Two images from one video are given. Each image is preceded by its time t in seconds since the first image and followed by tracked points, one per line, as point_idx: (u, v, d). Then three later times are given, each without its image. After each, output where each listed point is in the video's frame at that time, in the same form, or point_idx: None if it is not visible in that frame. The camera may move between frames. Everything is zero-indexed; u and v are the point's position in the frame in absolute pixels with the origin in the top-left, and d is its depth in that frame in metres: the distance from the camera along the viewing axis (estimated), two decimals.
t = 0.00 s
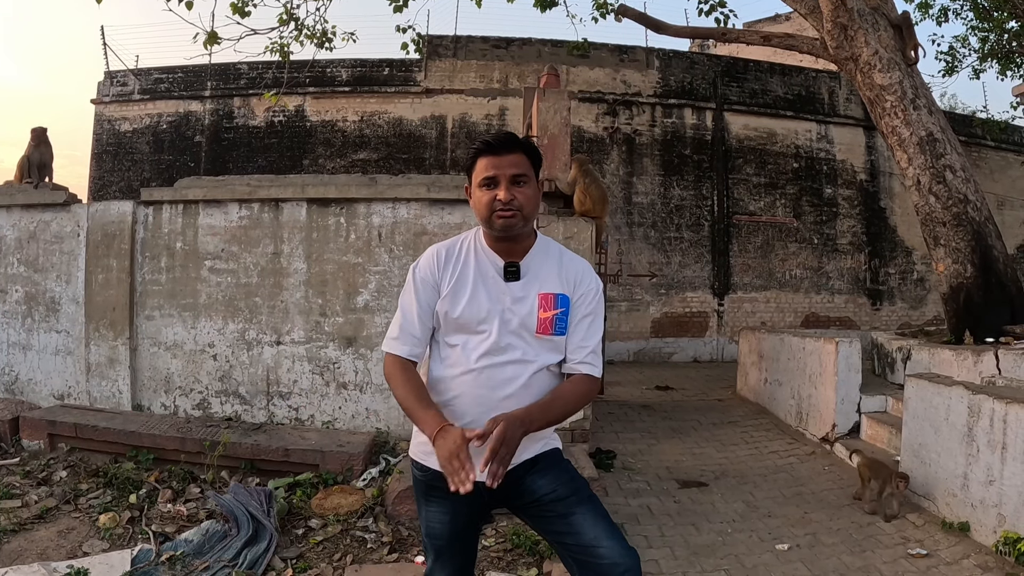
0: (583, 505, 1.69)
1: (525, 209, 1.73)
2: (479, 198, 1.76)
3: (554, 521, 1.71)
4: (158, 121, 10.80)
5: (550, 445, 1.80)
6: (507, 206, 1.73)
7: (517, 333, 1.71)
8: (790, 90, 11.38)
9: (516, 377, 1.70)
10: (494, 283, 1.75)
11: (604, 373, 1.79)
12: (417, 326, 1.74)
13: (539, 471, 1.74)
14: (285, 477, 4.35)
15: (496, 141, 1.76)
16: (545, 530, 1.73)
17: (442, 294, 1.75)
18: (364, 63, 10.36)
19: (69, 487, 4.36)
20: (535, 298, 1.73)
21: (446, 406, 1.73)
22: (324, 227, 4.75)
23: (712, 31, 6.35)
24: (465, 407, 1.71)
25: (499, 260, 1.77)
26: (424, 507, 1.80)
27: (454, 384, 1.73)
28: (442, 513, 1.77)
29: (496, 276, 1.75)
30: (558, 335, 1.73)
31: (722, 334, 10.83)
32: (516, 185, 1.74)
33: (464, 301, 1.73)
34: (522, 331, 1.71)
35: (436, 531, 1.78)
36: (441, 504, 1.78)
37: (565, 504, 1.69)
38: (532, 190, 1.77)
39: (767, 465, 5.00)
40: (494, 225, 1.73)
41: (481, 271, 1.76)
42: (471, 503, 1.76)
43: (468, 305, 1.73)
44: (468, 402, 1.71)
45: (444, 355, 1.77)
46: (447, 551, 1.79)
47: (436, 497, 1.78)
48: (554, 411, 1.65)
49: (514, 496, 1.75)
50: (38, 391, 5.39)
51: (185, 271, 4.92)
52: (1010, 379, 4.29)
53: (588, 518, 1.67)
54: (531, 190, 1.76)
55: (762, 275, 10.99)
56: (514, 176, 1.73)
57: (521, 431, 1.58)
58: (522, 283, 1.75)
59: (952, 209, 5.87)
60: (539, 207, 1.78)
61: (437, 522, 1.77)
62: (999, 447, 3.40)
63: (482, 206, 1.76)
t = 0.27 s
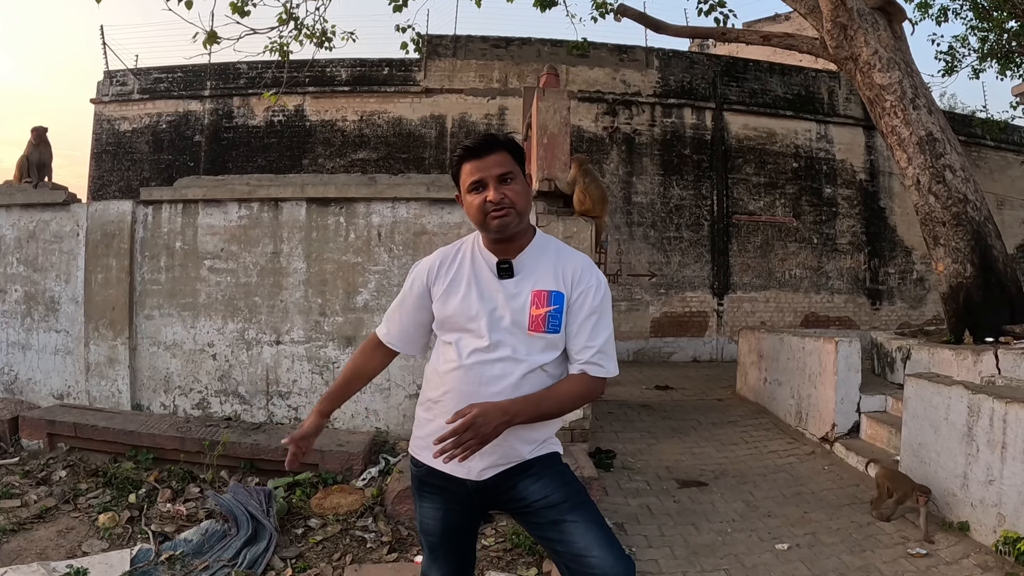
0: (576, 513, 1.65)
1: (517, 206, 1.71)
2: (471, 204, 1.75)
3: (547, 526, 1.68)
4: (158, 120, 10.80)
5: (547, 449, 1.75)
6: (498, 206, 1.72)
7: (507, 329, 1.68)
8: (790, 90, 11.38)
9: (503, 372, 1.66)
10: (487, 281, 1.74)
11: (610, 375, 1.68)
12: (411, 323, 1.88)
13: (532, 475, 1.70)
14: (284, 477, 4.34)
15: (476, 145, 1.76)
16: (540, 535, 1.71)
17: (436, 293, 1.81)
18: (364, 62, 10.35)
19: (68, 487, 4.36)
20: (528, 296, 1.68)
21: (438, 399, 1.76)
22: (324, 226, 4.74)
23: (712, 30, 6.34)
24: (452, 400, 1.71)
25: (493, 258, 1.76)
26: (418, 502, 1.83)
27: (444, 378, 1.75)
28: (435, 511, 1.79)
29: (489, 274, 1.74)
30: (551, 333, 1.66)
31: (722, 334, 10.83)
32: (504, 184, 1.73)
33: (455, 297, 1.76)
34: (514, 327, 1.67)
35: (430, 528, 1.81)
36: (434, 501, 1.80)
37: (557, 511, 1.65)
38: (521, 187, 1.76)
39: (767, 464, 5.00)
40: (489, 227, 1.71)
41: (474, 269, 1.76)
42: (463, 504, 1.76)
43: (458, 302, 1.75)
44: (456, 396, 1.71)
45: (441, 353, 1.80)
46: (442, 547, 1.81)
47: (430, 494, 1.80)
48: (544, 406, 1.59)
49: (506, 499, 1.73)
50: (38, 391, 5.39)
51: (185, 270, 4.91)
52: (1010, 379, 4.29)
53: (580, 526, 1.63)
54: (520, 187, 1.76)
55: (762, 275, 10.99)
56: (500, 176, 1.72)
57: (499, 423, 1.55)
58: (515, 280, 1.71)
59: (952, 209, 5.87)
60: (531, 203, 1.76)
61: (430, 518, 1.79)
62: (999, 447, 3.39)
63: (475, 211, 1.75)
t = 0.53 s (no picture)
0: (575, 516, 1.64)
1: (499, 204, 1.71)
2: (453, 204, 1.76)
3: (546, 528, 1.68)
4: (157, 120, 10.79)
5: (549, 450, 1.72)
6: (481, 204, 1.72)
7: (493, 326, 1.68)
8: (789, 89, 11.38)
9: (493, 367, 1.66)
10: (475, 279, 1.75)
11: (608, 368, 1.60)
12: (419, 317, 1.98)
13: (532, 476, 1.69)
14: (283, 477, 4.34)
15: (457, 145, 1.77)
16: (539, 535, 1.71)
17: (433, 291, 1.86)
18: (364, 62, 10.35)
19: (67, 486, 4.35)
20: (510, 293, 1.67)
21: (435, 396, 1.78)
22: (323, 226, 4.74)
23: (712, 30, 6.34)
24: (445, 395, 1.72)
25: (479, 256, 1.78)
26: (419, 499, 1.84)
27: (440, 374, 1.77)
28: (436, 508, 1.80)
29: (476, 272, 1.76)
30: (534, 330, 1.63)
31: (721, 334, 10.83)
32: (487, 182, 1.73)
33: (447, 295, 1.79)
34: (499, 325, 1.68)
35: (430, 525, 1.82)
36: (434, 498, 1.81)
37: (556, 513, 1.65)
38: (504, 185, 1.75)
39: (766, 464, 5.00)
40: (472, 226, 1.72)
41: (464, 267, 1.79)
42: (463, 503, 1.76)
43: (450, 299, 1.78)
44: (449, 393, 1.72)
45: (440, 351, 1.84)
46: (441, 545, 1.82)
47: (430, 492, 1.81)
48: (534, 398, 1.56)
49: (506, 499, 1.72)
50: (37, 390, 5.39)
51: (184, 270, 4.91)
52: (1009, 379, 4.29)
53: (579, 530, 1.63)
54: (503, 185, 1.75)
55: (762, 275, 10.99)
56: (482, 175, 1.72)
57: (483, 413, 1.53)
58: (498, 278, 1.71)
59: (952, 209, 5.87)
60: (514, 200, 1.75)
61: (430, 515, 1.81)
62: (998, 447, 3.39)
63: (458, 211, 1.75)
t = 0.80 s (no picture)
0: (567, 517, 1.64)
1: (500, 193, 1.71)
2: (455, 185, 1.76)
3: (539, 529, 1.67)
4: (157, 120, 10.79)
5: (542, 450, 1.72)
6: (482, 190, 1.72)
7: (487, 327, 1.68)
8: (789, 89, 11.37)
9: (482, 366, 1.66)
10: (468, 277, 1.75)
11: (601, 369, 1.60)
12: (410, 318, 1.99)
13: (525, 477, 1.69)
14: (281, 476, 4.34)
15: (471, 130, 1.79)
16: (532, 536, 1.70)
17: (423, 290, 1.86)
18: (363, 62, 10.34)
19: (66, 485, 4.35)
20: (506, 294, 1.66)
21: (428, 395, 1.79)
22: (322, 226, 4.73)
23: (711, 30, 6.33)
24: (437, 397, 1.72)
25: (475, 254, 1.77)
26: (415, 500, 1.84)
27: (432, 373, 1.78)
28: (431, 510, 1.80)
29: (470, 272, 1.75)
30: (530, 331, 1.63)
31: (721, 334, 10.82)
32: (492, 170, 1.74)
33: (438, 293, 1.79)
34: (494, 325, 1.67)
35: (426, 526, 1.82)
36: (429, 499, 1.81)
37: (548, 514, 1.65)
38: (507, 178, 1.77)
39: (765, 464, 5.00)
40: (469, 208, 1.71)
41: (458, 264, 1.78)
42: (458, 504, 1.76)
43: (441, 297, 1.78)
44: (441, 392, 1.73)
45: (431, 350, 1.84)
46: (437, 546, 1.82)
47: (425, 494, 1.81)
48: (524, 398, 1.56)
49: (500, 500, 1.72)
50: (35, 390, 5.38)
51: (183, 269, 4.91)
52: (1008, 379, 4.28)
53: (572, 531, 1.62)
54: (507, 178, 1.76)
55: (761, 275, 10.99)
56: (489, 161, 1.74)
57: (472, 412, 1.54)
58: (494, 278, 1.70)
59: (951, 209, 5.86)
60: (515, 195, 1.76)
61: (426, 516, 1.80)
62: (998, 447, 3.39)
63: (457, 189, 1.75)
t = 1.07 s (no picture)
0: (565, 511, 1.64)
1: (505, 193, 1.72)
2: (459, 183, 1.75)
3: (536, 525, 1.67)
4: (157, 119, 10.79)
5: (537, 447, 1.75)
6: (487, 189, 1.71)
7: (490, 327, 1.67)
8: (790, 90, 11.37)
9: (489, 372, 1.66)
10: (469, 279, 1.73)
11: (597, 369, 1.69)
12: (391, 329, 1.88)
13: (523, 472, 1.70)
14: (281, 476, 4.34)
15: (477, 129, 1.79)
16: (529, 533, 1.70)
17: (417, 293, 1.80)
18: (364, 61, 10.34)
19: (65, 485, 4.35)
20: (510, 292, 1.68)
21: (423, 401, 1.74)
22: (322, 225, 4.72)
23: (711, 30, 6.33)
24: (439, 399, 1.70)
25: (475, 253, 1.76)
26: (409, 504, 1.81)
27: (429, 380, 1.73)
28: (426, 511, 1.77)
29: (471, 271, 1.74)
30: (533, 330, 1.65)
31: (721, 334, 10.82)
32: (497, 170, 1.75)
33: (438, 295, 1.75)
34: (497, 325, 1.67)
35: (422, 528, 1.79)
36: (425, 501, 1.78)
37: (547, 509, 1.65)
38: (511, 179, 1.77)
39: (765, 465, 5.00)
40: (474, 206, 1.70)
41: (456, 262, 1.76)
42: (455, 502, 1.75)
43: (441, 299, 1.73)
44: (442, 398, 1.70)
45: (425, 354, 1.79)
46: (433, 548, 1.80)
47: (420, 495, 1.78)
48: (539, 415, 1.58)
49: (498, 497, 1.72)
50: (35, 389, 5.39)
51: (183, 269, 4.91)
52: (1009, 379, 4.28)
53: (570, 525, 1.63)
54: (511, 178, 1.77)
55: (762, 275, 10.98)
56: (495, 161, 1.74)
57: (498, 450, 1.53)
58: (496, 277, 1.70)
59: (951, 210, 5.86)
60: (518, 196, 1.77)
61: (422, 519, 1.78)
62: (998, 448, 3.39)
63: (462, 187, 1.74)
